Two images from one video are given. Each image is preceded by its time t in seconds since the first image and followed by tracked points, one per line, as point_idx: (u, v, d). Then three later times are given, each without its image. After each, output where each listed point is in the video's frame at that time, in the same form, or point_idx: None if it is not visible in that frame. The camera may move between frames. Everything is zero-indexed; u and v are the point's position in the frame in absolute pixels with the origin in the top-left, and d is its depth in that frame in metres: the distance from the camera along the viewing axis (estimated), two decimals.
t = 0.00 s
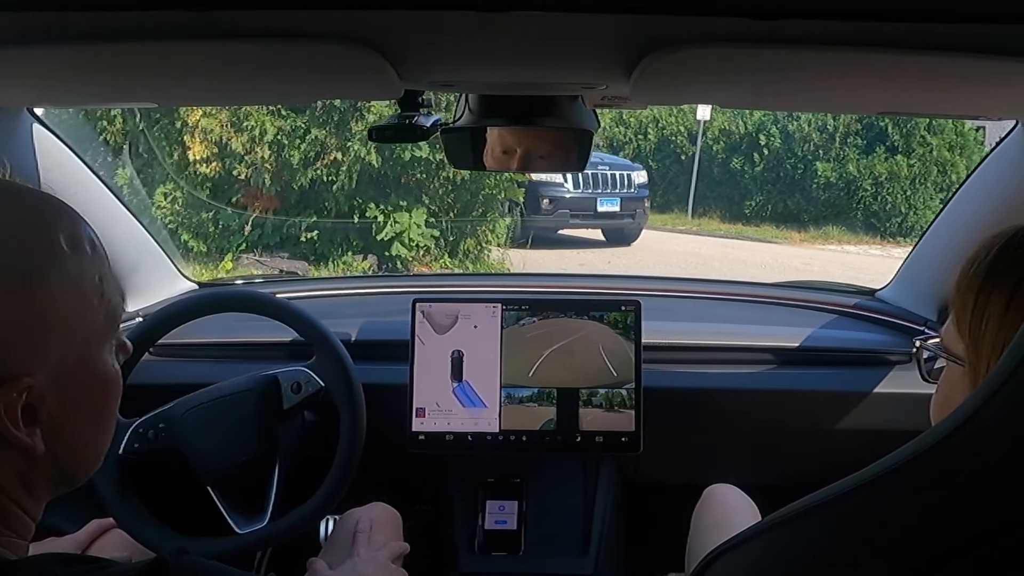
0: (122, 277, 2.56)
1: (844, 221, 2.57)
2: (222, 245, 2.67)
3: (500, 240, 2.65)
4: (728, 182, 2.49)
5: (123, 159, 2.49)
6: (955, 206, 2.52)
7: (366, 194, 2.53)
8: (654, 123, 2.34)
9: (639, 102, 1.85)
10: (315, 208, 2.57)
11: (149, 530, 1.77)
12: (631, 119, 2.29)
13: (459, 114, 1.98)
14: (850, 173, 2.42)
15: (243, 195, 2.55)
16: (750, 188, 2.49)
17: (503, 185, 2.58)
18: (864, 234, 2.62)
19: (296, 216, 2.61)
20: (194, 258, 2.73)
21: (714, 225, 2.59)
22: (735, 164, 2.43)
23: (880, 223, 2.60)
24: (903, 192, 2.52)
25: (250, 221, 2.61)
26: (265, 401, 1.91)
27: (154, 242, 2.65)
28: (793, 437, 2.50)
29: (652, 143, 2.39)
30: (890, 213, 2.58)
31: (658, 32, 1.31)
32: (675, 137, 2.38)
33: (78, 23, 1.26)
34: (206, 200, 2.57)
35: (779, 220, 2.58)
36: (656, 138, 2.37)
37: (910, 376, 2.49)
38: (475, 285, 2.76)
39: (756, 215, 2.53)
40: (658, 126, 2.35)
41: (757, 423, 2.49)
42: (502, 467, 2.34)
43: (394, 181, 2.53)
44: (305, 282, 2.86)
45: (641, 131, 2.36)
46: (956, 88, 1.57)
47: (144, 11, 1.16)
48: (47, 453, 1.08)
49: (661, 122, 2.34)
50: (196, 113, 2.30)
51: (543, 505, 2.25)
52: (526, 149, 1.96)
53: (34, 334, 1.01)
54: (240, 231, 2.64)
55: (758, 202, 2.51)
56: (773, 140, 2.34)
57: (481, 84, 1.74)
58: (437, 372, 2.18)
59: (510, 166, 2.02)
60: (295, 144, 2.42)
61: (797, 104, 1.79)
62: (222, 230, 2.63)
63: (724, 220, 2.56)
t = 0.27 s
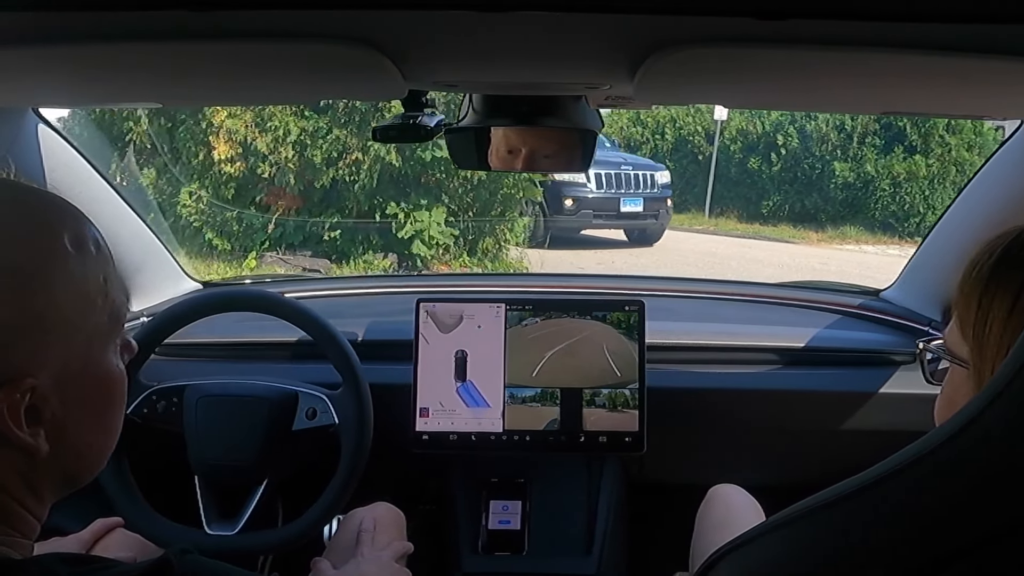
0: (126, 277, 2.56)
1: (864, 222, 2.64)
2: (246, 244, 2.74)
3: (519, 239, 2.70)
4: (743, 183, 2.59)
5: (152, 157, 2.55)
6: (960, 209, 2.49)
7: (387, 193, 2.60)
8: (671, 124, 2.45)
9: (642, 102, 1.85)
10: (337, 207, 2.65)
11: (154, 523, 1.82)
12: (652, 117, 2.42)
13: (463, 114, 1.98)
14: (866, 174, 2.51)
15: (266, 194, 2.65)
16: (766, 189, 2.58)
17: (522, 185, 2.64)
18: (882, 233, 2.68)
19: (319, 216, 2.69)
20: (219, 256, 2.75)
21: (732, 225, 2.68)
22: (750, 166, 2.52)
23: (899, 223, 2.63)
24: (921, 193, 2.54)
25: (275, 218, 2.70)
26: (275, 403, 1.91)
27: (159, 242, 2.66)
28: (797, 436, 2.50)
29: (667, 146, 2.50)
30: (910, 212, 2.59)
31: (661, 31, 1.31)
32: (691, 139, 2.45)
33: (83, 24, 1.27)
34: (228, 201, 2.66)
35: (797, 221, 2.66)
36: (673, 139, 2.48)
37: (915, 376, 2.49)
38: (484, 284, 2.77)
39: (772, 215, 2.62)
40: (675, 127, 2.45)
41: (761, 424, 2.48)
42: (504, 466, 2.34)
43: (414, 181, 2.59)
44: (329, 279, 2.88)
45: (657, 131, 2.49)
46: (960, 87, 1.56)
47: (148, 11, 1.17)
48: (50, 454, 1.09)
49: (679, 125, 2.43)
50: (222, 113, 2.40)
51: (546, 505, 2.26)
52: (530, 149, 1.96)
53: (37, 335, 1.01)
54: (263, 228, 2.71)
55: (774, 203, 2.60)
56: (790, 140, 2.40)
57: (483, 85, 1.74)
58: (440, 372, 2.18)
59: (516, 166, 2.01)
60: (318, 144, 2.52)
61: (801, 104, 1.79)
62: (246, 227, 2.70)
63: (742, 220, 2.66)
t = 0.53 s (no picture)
0: (132, 277, 2.57)
1: (878, 219, 2.70)
2: (265, 242, 2.77)
3: (535, 237, 2.76)
4: (759, 183, 2.61)
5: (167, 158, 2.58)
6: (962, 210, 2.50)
7: (403, 192, 2.66)
8: (683, 124, 2.47)
9: (647, 102, 1.85)
10: (354, 207, 2.70)
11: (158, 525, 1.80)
12: (662, 113, 2.45)
13: (467, 114, 1.98)
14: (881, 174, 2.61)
15: (285, 194, 2.70)
16: (783, 191, 2.62)
17: (537, 184, 2.71)
18: (899, 232, 2.71)
19: (336, 216, 2.73)
20: (238, 255, 2.79)
21: (745, 224, 2.72)
22: (765, 167, 2.54)
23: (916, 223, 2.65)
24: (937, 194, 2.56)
25: (294, 217, 2.74)
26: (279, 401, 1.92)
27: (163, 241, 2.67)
28: (802, 436, 2.49)
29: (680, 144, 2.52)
30: (926, 212, 2.61)
31: (667, 31, 1.31)
32: (706, 138, 2.46)
33: (89, 25, 1.27)
34: (248, 201, 2.71)
35: (812, 220, 2.74)
36: (688, 139, 2.48)
37: (921, 376, 2.48)
38: (489, 284, 2.78)
39: (787, 215, 2.68)
40: (689, 128, 2.45)
41: (766, 424, 2.48)
42: (510, 466, 2.34)
43: (431, 180, 2.67)
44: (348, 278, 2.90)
45: (671, 132, 2.50)
46: (965, 87, 1.55)
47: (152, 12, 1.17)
48: (56, 453, 1.09)
49: (694, 125, 2.43)
50: (242, 113, 2.48)
51: (550, 505, 2.26)
52: (536, 148, 1.96)
53: (43, 335, 1.01)
54: (282, 228, 2.76)
55: (790, 203, 2.65)
56: (806, 141, 2.44)
57: (487, 85, 1.74)
58: (445, 372, 2.18)
59: (522, 165, 2.03)
60: (336, 144, 2.55)
61: (805, 104, 1.78)
62: (265, 226, 2.75)
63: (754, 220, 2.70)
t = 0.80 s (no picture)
0: (134, 277, 2.57)
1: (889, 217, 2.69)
2: (279, 241, 2.77)
3: (547, 237, 2.75)
4: (771, 181, 2.60)
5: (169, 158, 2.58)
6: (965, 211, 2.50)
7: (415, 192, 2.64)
8: (694, 124, 2.46)
9: (649, 102, 1.85)
10: (367, 207, 2.70)
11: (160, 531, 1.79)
12: (673, 113, 2.45)
13: (469, 114, 1.98)
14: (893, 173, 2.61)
15: (299, 193, 2.70)
16: (794, 190, 2.62)
17: (549, 184, 2.69)
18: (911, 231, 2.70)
19: (348, 216, 2.73)
20: (252, 254, 2.81)
21: (756, 224, 2.73)
22: (776, 166, 2.53)
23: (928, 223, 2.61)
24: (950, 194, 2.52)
25: (307, 216, 2.74)
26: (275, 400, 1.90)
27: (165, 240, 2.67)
28: (804, 437, 2.49)
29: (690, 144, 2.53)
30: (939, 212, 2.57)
31: (669, 32, 1.31)
32: (717, 138, 2.48)
33: (91, 25, 1.27)
34: (262, 200, 2.71)
35: (823, 220, 2.73)
36: (698, 139, 2.50)
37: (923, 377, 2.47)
38: (490, 284, 2.78)
39: (799, 214, 2.67)
40: (700, 129, 2.45)
41: (768, 424, 2.48)
42: (512, 467, 2.34)
43: (442, 180, 2.62)
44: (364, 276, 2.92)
45: (682, 132, 2.51)
46: (966, 86, 1.55)
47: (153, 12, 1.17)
48: (60, 454, 1.09)
49: (704, 125, 2.43)
50: (256, 113, 2.44)
51: (553, 505, 2.26)
52: (538, 148, 1.96)
53: (48, 335, 1.02)
54: (296, 228, 2.76)
55: (801, 203, 2.65)
56: (816, 140, 2.43)
57: (489, 85, 1.74)
58: (447, 372, 2.18)
59: (523, 166, 2.03)
60: (351, 144, 2.50)
61: (806, 104, 1.78)
62: (279, 225, 2.75)
63: (765, 220, 2.70)
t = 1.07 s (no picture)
0: (135, 277, 2.57)
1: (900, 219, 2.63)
2: (289, 241, 2.72)
3: (556, 238, 2.73)
4: (778, 181, 2.61)
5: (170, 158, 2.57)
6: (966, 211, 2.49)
7: (423, 190, 2.60)
8: (702, 125, 2.47)
9: (649, 102, 1.85)
10: (377, 206, 2.64)
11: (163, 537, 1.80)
12: (680, 114, 2.46)
13: (469, 114, 1.98)
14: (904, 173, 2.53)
15: (309, 192, 2.63)
16: (803, 189, 2.61)
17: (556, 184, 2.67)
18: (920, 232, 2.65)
19: (358, 216, 2.68)
20: (263, 253, 2.75)
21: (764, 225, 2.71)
22: (785, 166, 2.54)
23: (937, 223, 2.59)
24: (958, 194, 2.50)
25: (318, 217, 2.67)
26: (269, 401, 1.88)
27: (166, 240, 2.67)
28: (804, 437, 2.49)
29: (697, 144, 2.55)
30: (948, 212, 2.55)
31: (670, 32, 1.31)
32: (725, 138, 2.48)
33: (92, 25, 1.27)
34: (272, 199, 2.64)
35: (832, 222, 2.68)
36: (706, 139, 2.51)
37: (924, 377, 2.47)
38: (490, 284, 2.78)
39: (807, 215, 2.65)
40: (708, 129, 2.47)
41: (769, 424, 2.48)
42: (512, 467, 2.34)
43: (451, 180, 2.60)
44: (372, 276, 2.90)
45: (689, 132, 2.52)
46: (966, 86, 1.55)
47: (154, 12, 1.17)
48: (62, 453, 1.09)
49: (712, 125, 2.44)
50: (267, 113, 2.42)
51: (554, 504, 2.26)
52: (539, 149, 1.96)
53: (50, 334, 1.02)
54: (306, 226, 2.69)
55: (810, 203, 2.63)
56: (824, 140, 2.46)
57: (489, 85, 1.74)
58: (447, 372, 2.18)
59: (523, 167, 2.01)
60: (359, 144, 2.48)
61: (806, 104, 1.78)
62: (290, 224, 2.68)
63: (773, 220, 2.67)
